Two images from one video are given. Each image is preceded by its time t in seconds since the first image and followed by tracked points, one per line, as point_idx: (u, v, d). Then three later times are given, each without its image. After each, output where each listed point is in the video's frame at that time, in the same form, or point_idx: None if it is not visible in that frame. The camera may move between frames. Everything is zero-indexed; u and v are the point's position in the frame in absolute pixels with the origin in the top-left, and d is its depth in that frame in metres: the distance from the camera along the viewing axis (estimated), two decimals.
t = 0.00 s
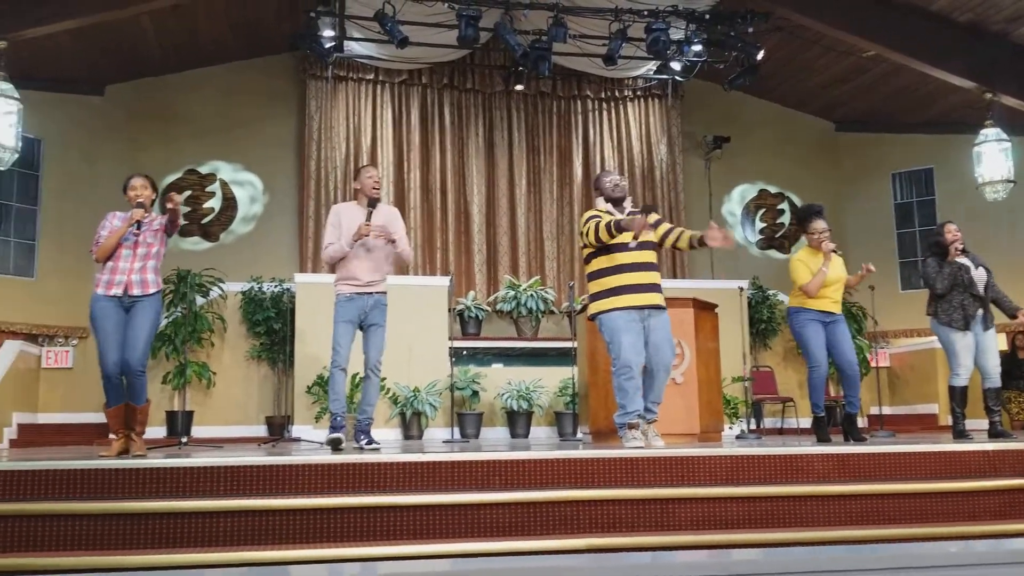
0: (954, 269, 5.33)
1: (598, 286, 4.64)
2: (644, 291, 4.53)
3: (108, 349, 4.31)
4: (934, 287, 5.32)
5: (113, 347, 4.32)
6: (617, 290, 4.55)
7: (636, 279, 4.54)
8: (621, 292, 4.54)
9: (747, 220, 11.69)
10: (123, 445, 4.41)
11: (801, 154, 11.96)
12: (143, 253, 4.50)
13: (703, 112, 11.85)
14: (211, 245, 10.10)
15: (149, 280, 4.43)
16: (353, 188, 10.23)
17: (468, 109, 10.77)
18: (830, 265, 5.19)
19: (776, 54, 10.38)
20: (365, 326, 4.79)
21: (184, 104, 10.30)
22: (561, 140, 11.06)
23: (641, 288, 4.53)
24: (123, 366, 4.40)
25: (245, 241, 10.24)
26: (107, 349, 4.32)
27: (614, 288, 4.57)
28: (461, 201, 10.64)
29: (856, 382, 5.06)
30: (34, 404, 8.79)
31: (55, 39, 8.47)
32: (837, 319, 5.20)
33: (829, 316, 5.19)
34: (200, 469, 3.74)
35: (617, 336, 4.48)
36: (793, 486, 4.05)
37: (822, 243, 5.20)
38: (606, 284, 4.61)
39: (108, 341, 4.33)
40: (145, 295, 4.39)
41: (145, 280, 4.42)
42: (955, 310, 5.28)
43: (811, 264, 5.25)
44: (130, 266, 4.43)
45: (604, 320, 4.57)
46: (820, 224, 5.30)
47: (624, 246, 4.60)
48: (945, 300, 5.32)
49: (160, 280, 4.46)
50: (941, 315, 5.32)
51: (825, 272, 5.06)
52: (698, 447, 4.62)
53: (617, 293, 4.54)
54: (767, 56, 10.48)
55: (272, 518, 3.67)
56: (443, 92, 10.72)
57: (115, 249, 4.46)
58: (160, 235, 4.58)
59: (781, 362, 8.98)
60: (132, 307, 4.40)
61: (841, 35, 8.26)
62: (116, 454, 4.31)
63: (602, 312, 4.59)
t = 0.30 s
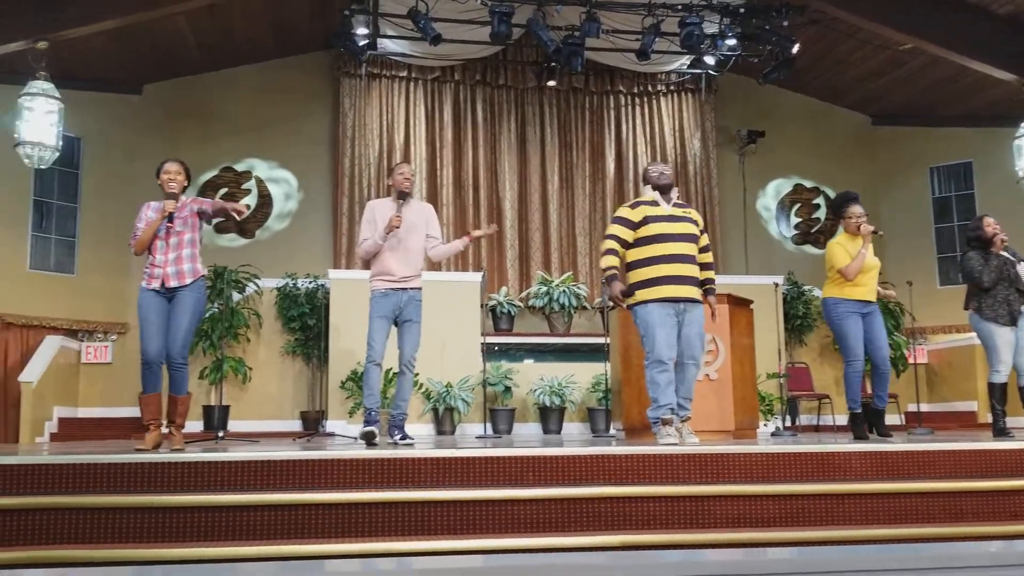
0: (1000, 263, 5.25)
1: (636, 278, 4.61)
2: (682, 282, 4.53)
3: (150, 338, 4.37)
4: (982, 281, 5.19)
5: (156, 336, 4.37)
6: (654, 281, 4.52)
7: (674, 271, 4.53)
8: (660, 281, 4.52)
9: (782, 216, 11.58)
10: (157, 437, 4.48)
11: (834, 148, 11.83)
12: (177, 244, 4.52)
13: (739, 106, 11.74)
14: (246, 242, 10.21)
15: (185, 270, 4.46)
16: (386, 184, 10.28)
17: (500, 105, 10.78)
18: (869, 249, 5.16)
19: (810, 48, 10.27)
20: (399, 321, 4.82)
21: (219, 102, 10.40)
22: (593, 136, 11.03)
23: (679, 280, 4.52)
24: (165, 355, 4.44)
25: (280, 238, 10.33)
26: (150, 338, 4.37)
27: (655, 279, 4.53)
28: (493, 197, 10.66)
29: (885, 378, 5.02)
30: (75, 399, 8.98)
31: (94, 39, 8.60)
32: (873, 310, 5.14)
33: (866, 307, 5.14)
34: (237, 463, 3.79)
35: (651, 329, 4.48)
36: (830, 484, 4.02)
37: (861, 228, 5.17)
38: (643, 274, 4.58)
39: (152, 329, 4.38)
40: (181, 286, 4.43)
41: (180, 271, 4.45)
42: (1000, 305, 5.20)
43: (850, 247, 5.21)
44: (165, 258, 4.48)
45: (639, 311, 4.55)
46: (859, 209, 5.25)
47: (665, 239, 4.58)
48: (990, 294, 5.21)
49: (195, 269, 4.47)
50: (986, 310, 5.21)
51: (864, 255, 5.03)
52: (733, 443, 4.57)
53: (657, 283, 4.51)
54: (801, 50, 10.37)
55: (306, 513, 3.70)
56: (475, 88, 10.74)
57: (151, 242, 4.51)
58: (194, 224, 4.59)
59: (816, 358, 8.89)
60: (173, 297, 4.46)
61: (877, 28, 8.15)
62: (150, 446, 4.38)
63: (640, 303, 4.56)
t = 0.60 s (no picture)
0: None
1: (667, 282, 4.60)
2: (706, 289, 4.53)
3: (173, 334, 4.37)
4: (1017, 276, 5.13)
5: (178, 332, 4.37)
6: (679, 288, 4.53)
7: (698, 280, 4.53)
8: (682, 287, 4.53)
9: (806, 209, 11.50)
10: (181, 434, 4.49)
11: (856, 141, 11.73)
12: (197, 248, 4.53)
13: (762, 100, 11.68)
14: (269, 237, 10.25)
15: (206, 274, 4.48)
16: (407, 179, 10.30)
17: (522, 99, 10.77)
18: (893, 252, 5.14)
19: (834, 40, 10.18)
20: (423, 318, 4.84)
21: (240, 98, 10.44)
22: (615, 130, 11.00)
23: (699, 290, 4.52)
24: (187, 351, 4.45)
25: (302, 233, 10.37)
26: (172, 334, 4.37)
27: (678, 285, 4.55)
28: (515, 192, 10.66)
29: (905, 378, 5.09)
30: (101, 393, 9.08)
31: (119, 35, 8.66)
32: (899, 312, 5.13)
33: (893, 308, 5.12)
34: (262, 457, 3.81)
35: (679, 325, 4.47)
36: (855, 480, 4.00)
37: (885, 230, 5.14)
38: (671, 280, 4.59)
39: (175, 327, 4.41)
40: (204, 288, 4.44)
41: (202, 275, 4.47)
42: None
43: (874, 250, 5.20)
44: (187, 262, 4.49)
45: (666, 313, 4.56)
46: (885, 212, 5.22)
47: (692, 247, 4.58)
48: None
49: (217, 273, 4.49)
50: None
51: (886, 259, 5.01)
52: (756, 439, 4.55)
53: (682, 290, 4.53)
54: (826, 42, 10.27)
55: (331, 507, 3.72)
56: (497, 83, 10.73)
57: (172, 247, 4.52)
58: (214, 227, 4.58)
59: (841, 354, 8.83)
60: (197, 298, 4.48)
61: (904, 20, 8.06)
62: (175, 441, 4.41)
63: (665, 306, 4.57)
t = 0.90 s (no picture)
0: None
1: (691, 269, 4.59)
2: (733, 275, 4.51)
3: (197, 324, 4.39)
4: None
5: (202, 322, 4.39)
6: (700, 275, 4.52)
7: (720, 264, 4.51)
8: (706, 274, 4.51)
9: (830, 203, 11.42)
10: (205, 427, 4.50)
11: (881, 134, 11.63)
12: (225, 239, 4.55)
13: (785, 92, 11.61)
14: (292, 232, 10.30)
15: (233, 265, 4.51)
16: (429, 174, 10.32)
17: (543, 93, 10.76)
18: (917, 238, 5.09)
19: (859, 32, 10.09)
20: (448, 312, 4.84)
21: (261, 92, 10.48)
22: (637, 124, 10.96)
23: (724, 273, 4.50)
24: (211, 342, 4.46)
25: (324, 228, 10.40)
26: (196, 324, 4.39)
27: (704, 271, 4.53)
28: (536, 186, 10.65)
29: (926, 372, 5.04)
30: (126, 387, 9.18)
31: (143, 31, 8.71)
32: (926, 303, 5.08)
33: (919, 299, 5.07)
34: (285, 450, 3.83)
35: (699, 317, 4.47)
36: (879, 475, 3.97)
37: (909, 217, 5.09)
38: (695, 267, 4.58)
39: (198, 316, 4.40)
40: (231, 277, 4.45)
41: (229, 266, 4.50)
42: None
43: (899, 238, 5.15)
44: (213, 253, 4.51)
45: (689, 301, 4.55)
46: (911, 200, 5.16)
47: (719, 233, 4.56)
48: None
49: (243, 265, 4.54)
50: None
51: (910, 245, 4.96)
52: (778, 434, 4.53)
53: (708, 276, 4.50)
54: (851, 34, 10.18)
55: (353, 500, 3.74)
56: (519, 77, 10.72)
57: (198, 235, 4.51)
58: (241, 219, 4.61)
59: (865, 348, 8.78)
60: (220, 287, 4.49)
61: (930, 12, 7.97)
62: (199, 435, 4.40)
63: (688, 295, 4.57)
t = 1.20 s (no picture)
0: None
1: (712, 269, 4.57)
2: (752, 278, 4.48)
3: (222, 324, 4.42)
4: None
5: (226, 322, 4.41)
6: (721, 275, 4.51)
7: (742, 268, 4.48)
8: (727, 275, 4.49)
9: (855, 196, 11.31)
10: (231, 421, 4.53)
11: (906, 127, 11.50)
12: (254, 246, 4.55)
13: (809, 85, 11.52)
14: (315, 228, 10.35)
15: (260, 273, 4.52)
16: (451, 169, 10.33)
17: (565, 88, 10.74)
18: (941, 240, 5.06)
19: (885, 23, 9.98)
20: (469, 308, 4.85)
21: (284, 89, 10.53)
22: (660, 118, 10.91)
23: (739, 277, 4.48)
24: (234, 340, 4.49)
25: (347, 224, 10.45)
26: (219, 324, 4.42)
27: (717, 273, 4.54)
28: (558, 181, 10.63)
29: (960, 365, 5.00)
30: (152, 382, 9.28)
31: (167, 30, 8.79)
32: (956, 299, 5.04)
33: (949, 296, 5.04)
34: (310, 445, 3.86)
35: (722, 315, 4.45)
36: (906, 470, 3.93)
37: (933, 219, 5.04)
38: (718, 268, 4.55)
39: (222, 315, 4.43)
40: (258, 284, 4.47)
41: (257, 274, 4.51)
42: None
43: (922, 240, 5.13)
44: (241, 259, 4.51)
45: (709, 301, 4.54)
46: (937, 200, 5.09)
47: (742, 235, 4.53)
48: None
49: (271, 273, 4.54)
50: None
51: (933, 247, 4.94)
52: (804, 429, 4.51)
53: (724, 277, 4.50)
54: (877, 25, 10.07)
55: (378, 494, 3.75)
56: (541, 71, 10.71)
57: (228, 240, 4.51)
58: (271, 228, 4.60)
59: (891, 343, 8.70)
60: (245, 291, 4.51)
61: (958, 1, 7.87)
62: (224, 429, 4.44)
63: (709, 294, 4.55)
